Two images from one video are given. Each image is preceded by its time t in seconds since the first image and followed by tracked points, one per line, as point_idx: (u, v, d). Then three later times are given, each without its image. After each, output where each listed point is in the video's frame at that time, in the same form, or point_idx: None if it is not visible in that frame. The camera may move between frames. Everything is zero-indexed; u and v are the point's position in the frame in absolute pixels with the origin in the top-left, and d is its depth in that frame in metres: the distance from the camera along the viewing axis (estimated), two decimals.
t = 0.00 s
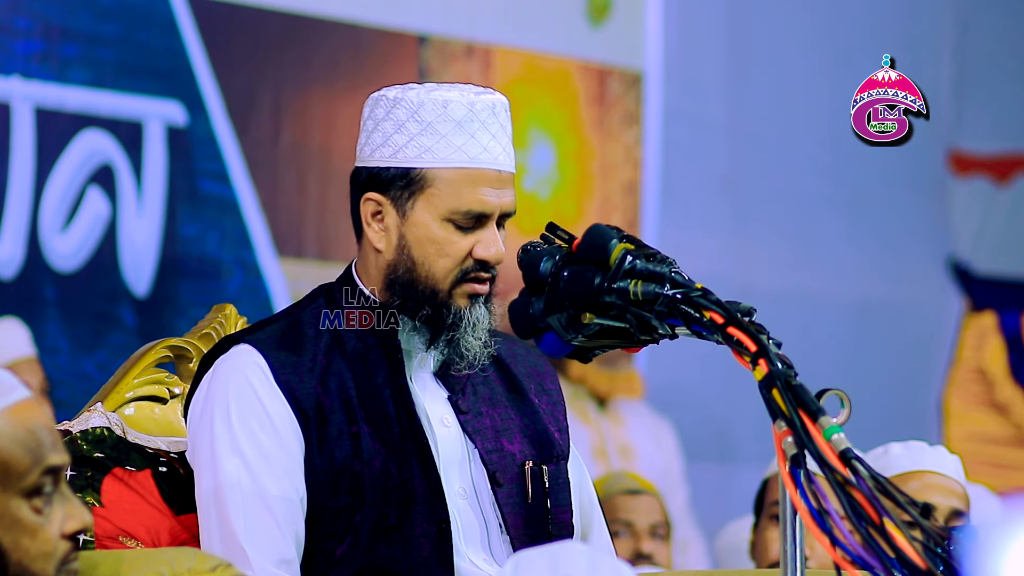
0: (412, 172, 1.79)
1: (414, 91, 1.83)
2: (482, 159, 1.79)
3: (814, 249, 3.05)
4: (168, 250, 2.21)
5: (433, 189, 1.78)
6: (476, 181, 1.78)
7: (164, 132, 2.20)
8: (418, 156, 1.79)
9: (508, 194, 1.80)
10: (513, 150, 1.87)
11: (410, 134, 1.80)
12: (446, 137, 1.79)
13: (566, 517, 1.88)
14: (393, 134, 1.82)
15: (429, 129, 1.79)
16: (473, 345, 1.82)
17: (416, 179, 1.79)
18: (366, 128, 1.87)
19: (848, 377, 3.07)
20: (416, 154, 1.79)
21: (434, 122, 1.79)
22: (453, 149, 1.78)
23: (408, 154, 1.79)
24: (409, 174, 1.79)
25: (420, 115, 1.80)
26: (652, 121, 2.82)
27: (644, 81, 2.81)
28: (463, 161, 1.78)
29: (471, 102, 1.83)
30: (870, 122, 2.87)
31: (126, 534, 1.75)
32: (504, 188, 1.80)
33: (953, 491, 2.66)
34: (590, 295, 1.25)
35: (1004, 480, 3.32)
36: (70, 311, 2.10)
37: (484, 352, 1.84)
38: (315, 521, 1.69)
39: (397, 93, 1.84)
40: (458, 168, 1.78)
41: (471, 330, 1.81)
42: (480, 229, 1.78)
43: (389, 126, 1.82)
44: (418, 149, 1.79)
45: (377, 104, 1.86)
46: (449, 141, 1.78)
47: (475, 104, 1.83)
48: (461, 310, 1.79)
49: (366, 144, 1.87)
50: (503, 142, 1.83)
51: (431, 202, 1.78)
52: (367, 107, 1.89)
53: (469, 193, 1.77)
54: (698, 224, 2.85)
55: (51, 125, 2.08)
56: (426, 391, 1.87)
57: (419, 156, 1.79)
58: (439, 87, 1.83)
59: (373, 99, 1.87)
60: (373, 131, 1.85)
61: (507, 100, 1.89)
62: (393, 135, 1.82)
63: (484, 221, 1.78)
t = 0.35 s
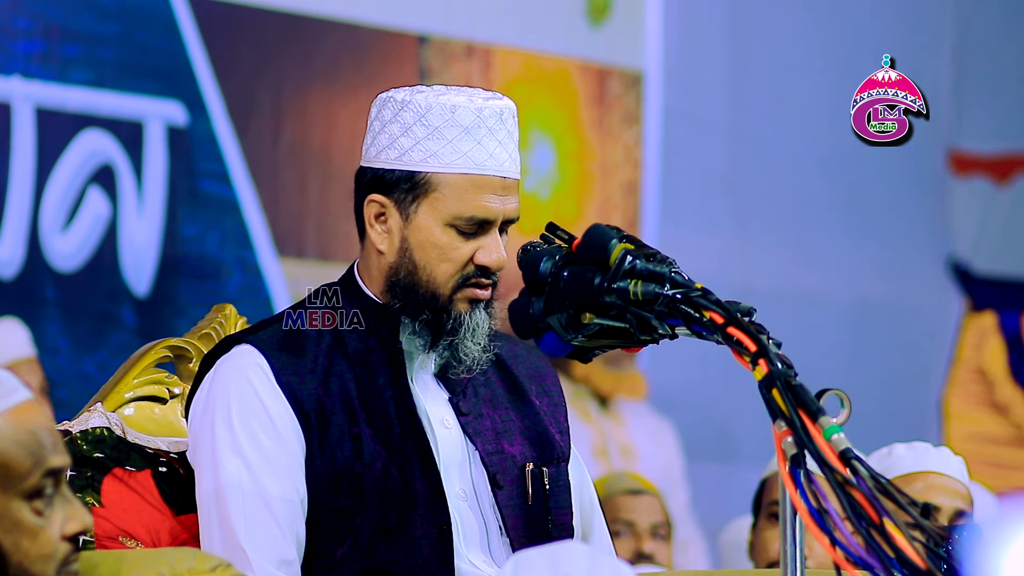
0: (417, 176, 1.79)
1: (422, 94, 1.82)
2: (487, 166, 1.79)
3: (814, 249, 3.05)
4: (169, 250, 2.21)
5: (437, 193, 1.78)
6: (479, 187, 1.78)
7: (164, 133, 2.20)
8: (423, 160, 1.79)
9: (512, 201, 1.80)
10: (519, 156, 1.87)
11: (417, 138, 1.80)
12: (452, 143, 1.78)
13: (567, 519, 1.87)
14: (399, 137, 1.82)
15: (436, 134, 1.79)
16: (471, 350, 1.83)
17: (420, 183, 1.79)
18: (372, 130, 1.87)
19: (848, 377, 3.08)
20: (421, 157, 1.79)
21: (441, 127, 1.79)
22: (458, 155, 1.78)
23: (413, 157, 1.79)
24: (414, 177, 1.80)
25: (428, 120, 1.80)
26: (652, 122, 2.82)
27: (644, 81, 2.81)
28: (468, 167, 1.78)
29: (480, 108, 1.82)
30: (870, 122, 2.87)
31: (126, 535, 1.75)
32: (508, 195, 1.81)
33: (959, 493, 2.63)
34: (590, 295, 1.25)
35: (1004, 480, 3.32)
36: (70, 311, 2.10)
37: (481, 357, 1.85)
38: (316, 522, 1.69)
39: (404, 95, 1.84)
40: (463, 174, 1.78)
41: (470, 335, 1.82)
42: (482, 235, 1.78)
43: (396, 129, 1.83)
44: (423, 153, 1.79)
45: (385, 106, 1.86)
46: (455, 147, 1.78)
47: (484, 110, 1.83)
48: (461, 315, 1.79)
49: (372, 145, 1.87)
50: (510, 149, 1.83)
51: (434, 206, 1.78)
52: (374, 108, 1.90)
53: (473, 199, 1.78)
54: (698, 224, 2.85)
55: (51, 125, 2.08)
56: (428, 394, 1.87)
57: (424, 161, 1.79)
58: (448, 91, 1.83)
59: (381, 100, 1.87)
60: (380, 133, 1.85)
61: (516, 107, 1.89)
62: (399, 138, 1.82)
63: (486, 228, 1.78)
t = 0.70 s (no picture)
0: (417, 175, 1.79)
1: (419, 93, 1.83)
2: (487, 161, 1.79)
3: (814, 249, 3.05)
4: (169, 250, 2.21)
5: (439, 191, 1.78)
6: (481, 183, 1.78)
7: (164, 132, 2.20)
8: (424, 159, 1.79)
9: (513, 197, 1.80)
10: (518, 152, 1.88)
11: (416, 136, 1.80)
12: (452, 140, 1.79)
13: (566, 520, 1.87)
14: (398, 136, 1.82)
15: (435, 132, 1.80)
16: (476, 347, 1.83)
17: (421, 181, 1.79)
18: (370, 130, 1.87)
19: (848, 377, 3.08)
20: (421, 156, 1.79)
21: (440, 125, 1.80)
22: (459, 151, 1.79)
23: (414, 156, 1.80)
24: (414, 176, 1.80)
25: (426, 118, 1.80)
26: (652, 122, 2.82)
27: (644, 81, 2.81)
28: (468, 163, 1.79)
29: (477, 104, 1.83)
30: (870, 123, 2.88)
31: (126, 535, 1.74)
32: (509, 190, 1.80)
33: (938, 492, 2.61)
34: (590, 295, 1.25)
35: (1004, 480, 3.32)
36: (70, 311, 2.10)
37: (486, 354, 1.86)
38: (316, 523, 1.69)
39: (402, 95, 1.84)
40: (464, 171, 1.79)
41: (475, 332, 1.82)
42: (485, 231, 1.77)
43: (394, 128, 1.83)
44: (423, 151, 1.79)
45: (383, 105, 1.86)
46: (455, 143, 1.78)
47: (481, 106, 1.83)
48: (466, 312, 1.80)
49: (370, 146, 1.87)
50: (508, 144, 1.84)
51: (436, 204, 1.78)
52: (371, 108, 1.90)
53: (476, 195, 1.78)
54: (698, 224, 2.85)
55: (51, 125, 2.08)
56: (429, 396, 1.87)
57: (424, 159, 1.79)
58: (445, 89, 1.83)
59: (379, 100, 1.87)
60: (378, 133, 1.85)
61: (510, 101, 1.90)
62: (399, 137, 1.82)
63: (490, 224, 1.77)
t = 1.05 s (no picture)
0: (419, 175, 1.79)
1: (420, 93, 1.82)
2: (488, 161, 1.79)
3: (814, 249, 3.05)
4: (169, 250, 2.21)
5: (440, 191, 1.78)
6: (483, 182, 1.79)
7: (164, 133, 2.20)
8: (425, 159, 1.79)
9: (514, 196, 1.80)
10: (518, 151, 1.88)
11: (417, 136, 1.80)
12: (453, 139, 1.79)
13: (566, 521, 1.87)
14: (399, 137, 1.82)
15: (436, 132, 1.80)
16: (476, 350, 1.82)
17: (422, 181, 1.79)
18: (371, 130, 1.87)
19: (848, 377, 3.08)
20: (422, 156, 1.79)
21: (441, 125, 1.80)
22: (460, 151, 1.79)
23: (415, 156, 1.80)
24: (415, 176, 1.80)
25: (427, 118, 1.80)
26: (652, 122, 2.82)
27: (644, 81, 2.81)
28: (469, 163, 1.79)
29: (477, 104, 1.83)
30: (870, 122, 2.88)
31: (126, 534, 1.74)
32: (510, 189, 1.80)
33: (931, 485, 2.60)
34: (590, 295, 1.25)
35: (1004, 480, 3.32)
36: (70, 311, 2.10)
37: (485, 356, 1.86)
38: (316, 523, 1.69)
39: (402, 95, 1.84)
40: (465, 170, 1.79)
41: (476, 334, 1.81)
42: (486, 230, 1.78)
43: (395, 129, 1.83)
44: (424, 152, 1.79)
45: (383, 105, 1.86)
46: (456, 143, 1.79)
47: (481, 105, 1.83)
48: (467, 314, 1.80)
49: (371, 147, 1.87)
50: (509, 144, 1.84)
51: (438, 204, 1.78)
52: (371, 108, 1.90)
53: (477, 195, 1.78)
54: (698, 224, 2.85)
55: (51, 125, 2.08)
56: (429, 397, 1.86)
57: (425, 159, 1.79)
58: (445, 89, 1.83)
59: (379, 100, 1.87)
60: (379, 134, 1.85)
61: (511, 101, 1.89)
62: (399, 138, 1.82)
63: (491, 223, 1.78)
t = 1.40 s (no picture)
0: (421, 176, 1.79)
1: (423, 94, 1.83)
2: (490, 164, 1.79)
3: (814, 249, 3.05)
4: (169, 250, 2.21)
5: (442, 193, 1.78)
6: (485, 185, 1.78)
7: (164, 133, 2.20)
8: (427, 160, 1.79)
9: (516, 199, 1.80)
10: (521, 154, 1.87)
11: (420, 137, 1.80)
12: (455, 141, 1.79)
13: (567, 521, 1.87)
14: (402, 138, 1.82)
15: (439, 133, 1.79)
16: (475, 354, 1.83)
17: (424, 183, 1.79)
18: (374, 132, 1.88)
19: (848, 377, 3.08)
20: (425, 157, 1.79)
21: (444, 126, 1.80)
22: (462, 153, 1.78)
23: (418, 158, 1.79)
24: (418, 177, 1.80)
25: (430, 120, 1.80)
26: (652, 122, 2.82)
27: (644, 81, 2.81)
28: (471, 165, 1.78)
29: (480, 107, 1.83)
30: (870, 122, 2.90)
31: (126, 535, 1.74)
32: (511, 192, 1.80)
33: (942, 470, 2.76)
34: (590, 295, 1.25)
35: (1004, 480, 3.32)
36: (70, 312, 2.10)
37: (484, 358, 1.85)
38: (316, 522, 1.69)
39: (406, 96, 1.84)
40: (467, 172, 1.78)
41: (474, 339, 1.81)
42: (488, 233, 1.78)
43: (398, 130, 1.83)
44: (427, 153, 1.79)
45: (387, 107, 1.86)
46: (459, 145, 1.78)
47: (484, 108, 1.83)
48: (466, 317, 1.80)
49: (375, 148, 1.87)
50: (512, 147, 1.83)
51: (440, 206, 1.78)
52: (376, 109, 1.90)
53: (479, 198, 1.78)
54: (698, 224, 2.85)
55: (51, 125, 2.08)
56: (429, 397, 1.87)
57: (427, 160, 1.79)
58: (449, 91, 1.83)
59: (383, 101, 1.87)
60: (382, 135, 1.85)
61: (516, 104, 1.89)
62: (402, 138, 1.82)
63: (492, 226, 1.78)
